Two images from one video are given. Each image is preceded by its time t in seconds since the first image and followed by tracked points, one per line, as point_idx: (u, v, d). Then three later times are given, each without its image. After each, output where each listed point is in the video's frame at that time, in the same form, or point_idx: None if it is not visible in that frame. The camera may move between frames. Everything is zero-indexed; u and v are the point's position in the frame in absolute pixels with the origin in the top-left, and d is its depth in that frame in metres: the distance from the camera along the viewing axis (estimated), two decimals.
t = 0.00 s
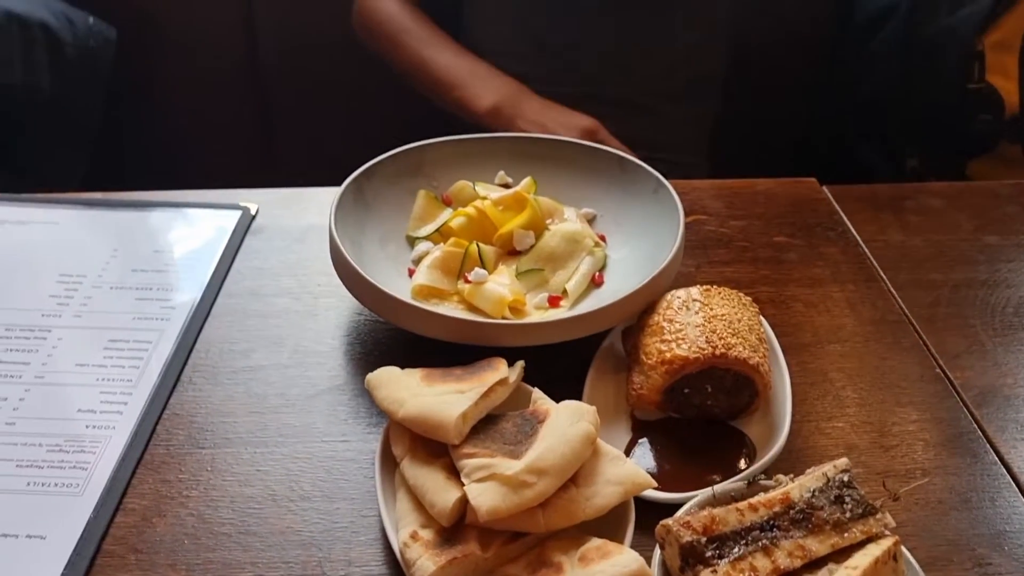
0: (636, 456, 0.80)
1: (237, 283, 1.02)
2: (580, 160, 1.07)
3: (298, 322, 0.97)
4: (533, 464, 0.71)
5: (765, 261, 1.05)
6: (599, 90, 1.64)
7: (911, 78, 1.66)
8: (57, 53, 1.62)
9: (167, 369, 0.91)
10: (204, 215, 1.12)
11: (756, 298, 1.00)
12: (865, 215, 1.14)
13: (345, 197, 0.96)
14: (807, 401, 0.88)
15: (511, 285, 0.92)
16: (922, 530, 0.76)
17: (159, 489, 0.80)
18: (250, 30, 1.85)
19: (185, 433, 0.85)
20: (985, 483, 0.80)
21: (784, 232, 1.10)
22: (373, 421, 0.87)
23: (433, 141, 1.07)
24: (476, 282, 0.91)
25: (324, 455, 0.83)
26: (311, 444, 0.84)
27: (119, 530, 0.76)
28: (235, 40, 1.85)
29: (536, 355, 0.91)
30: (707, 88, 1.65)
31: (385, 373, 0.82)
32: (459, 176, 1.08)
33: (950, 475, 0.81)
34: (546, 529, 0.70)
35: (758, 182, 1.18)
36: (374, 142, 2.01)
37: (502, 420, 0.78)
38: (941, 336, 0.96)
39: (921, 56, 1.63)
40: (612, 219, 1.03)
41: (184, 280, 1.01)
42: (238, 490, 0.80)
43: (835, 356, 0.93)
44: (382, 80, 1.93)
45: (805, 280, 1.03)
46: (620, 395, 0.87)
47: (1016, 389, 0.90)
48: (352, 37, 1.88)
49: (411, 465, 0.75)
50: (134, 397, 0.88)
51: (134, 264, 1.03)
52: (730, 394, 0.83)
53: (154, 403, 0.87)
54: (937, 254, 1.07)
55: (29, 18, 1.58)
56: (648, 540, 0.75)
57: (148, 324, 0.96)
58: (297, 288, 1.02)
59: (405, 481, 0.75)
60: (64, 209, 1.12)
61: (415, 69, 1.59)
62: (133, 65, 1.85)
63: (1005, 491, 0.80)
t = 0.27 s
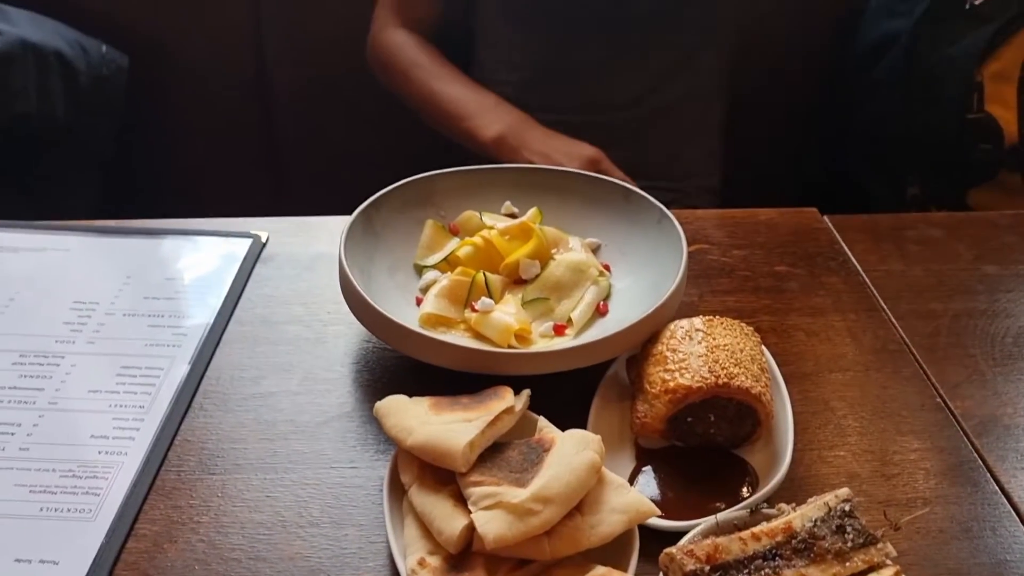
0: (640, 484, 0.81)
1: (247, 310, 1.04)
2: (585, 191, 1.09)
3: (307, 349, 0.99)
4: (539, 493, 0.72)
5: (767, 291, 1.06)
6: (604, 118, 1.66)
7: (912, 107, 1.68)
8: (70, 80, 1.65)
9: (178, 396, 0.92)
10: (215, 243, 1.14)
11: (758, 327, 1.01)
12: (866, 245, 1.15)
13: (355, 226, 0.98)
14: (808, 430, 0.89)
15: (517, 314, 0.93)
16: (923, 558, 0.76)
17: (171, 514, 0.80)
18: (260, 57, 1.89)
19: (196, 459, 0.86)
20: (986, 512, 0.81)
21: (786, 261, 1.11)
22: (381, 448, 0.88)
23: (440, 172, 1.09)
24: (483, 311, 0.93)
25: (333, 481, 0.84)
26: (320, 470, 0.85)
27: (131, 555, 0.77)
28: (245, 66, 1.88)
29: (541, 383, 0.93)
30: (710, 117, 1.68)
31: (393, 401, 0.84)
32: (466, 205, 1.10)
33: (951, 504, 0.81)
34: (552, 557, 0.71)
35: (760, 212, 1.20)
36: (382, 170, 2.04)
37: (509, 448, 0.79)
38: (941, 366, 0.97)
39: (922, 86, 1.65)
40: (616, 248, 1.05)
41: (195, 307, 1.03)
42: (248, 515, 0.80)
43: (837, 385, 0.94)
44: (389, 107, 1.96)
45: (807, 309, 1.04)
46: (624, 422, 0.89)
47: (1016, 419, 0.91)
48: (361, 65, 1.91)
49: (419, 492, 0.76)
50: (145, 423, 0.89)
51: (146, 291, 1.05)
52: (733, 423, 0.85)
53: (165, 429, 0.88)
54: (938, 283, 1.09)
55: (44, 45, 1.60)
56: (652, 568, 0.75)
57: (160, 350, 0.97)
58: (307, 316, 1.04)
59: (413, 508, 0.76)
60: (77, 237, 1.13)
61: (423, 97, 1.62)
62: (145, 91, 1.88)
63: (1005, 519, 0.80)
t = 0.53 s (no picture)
0: (646, 509, 0.81)
1: (256, 334, 1.05)
2: (591, 217, 1.10)
3: (315, 372, 1.00)
4: (546, 518, 0.72)
5: (771, 315, 1.07)
6: (609, 142, 1.68)
7: (915, 132, 1.69)
8: (82, 104, 1.68)
9: (188, 419, 0.93)
10: (225, 267, 1.15)
11: (763, 352, 1.02)
12: (870, 269, 1.16)
13: (363, 251, 1.00)
14: (813, 455, 0.90)
15: (524, 338, 0.94)
16: None
17: (180, 537, 0.81)
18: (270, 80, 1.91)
19: (205, 481, 0.86)
20: (990, 538, 0.81)
21: (790, 286, 1.12)
22: (388, 471, 0.88)
23: (449, 197, 1.10)
24: (490, 335, 0.93)
25: (341, 504, 0.85)
26: (328, 494, 0.86)
27: None
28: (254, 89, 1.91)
29: (547, 408, 0.93)
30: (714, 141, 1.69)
31: (401, 425, 0.84)
32: (473, 230, 1.11)
33: (955, 530, 0.81)
34: None
35: (764, 237, 1.21)
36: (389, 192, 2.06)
37: (515, 473, 0.80)
38: (945, 391, 0.98)
39: (924, 112, 1.66)
40: (622, 273, 1.06)
41: (205, 330, 1.04)
42: (257, 538, 0.81)
43: (841, 410, 0.95)
44: (397, 130, 1.98)
45: (811, 334, 1.05)
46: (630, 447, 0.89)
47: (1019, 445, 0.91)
48: (369, 88, 1.93)
49: (426, 516, 0.77)
50: (155, 445, 0.89)
51: (156, 314, 1.06)
52: (738, 448, 0.85)
53: (175, 451, 0.89)
54: (942, 308, 1.09)
55: (56, 71, 1.64)
56: None
57: (170, 373, 0.98)
58: (315, 339, 1.05)
59: (421, 531, 0.77)
60: (88, 260, 1.15)
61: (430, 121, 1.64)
62: (155, 113, 1.91)
63: (1009, 546, 0.80)
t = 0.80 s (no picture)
0: (647, 518, 0.81)
1: (259, 342, 1.05)
2: (593, 226, 1.11)
3: (318, 381, 1.00)
4: (547, 526, 0.72)
5: (773, 325, 1.07)
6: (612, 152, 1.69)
7: (918, 143, 1.69)
8: (88, 113, 1.69)
9: (190, 427, 0.93)
10: (228, 275, 1.16)
11: (764, 361, 1.02)
12: (871, 280, 1.17)
13: (366, 260, 1.00)
14: (814, 464, 0.90)
15: (526, 347, 0.94)
16: None
17: (181, 544, 0.81)
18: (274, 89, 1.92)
19: (207, 489, 0.87)
20: (992, 548, 0.81)
21: (792, 296, 1.12)
22: (390, 479, 0.89)
23: (451, 207, 1.11)
24: (491, 345, 0.94)
25: (343, 512, 0.85)
26: (330, 501, 0.86)
27: None
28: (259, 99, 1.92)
29: (549, 417, 0.93)
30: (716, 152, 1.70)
31: (403, 434, 0.84)
32: (476, 240, 1.11)
33: (957, 540, 0.81)
34: None
35: (765, 248, 1.22)
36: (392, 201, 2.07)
37: (517, 481, 0.80)
38: (946, 401, 0.98)
39: (927, 123, 1.67)
40: (623, 283, 1.06)
41: (208, 338, 1.05)
42: (258, 546, 0.81)
43: (842, 420, 0.95)
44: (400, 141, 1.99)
45: (812, 344, 1.05)
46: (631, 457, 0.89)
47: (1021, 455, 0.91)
48: (372, 99, 1.94)
49: (428, 524, 0.77)
50: (157, 453, 0.90)
51: (159, 322, 1.06)
52: (739, 457, 0.85)
53: (177, 459, 0.89)
54: (944, 319, 1.09)
55: (63, 81, 1.65)
56: None
57: (173, 381, 0.98)
58: (318, 347, 1.05)
59: (421, 539, 0.77)
60: (92, 268, 1.15)
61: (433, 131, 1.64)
62: (160, 122, 1.92)
63: (1011, 555, 0.80)
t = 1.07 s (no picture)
0: (646, 525, 0.81)
1: (259, 347, 1.05)
2: (594, 233, 1.11)
3: (317, 386, 1.00)
4: (546, 532, 0.72)
5: (773, 332, 1.07)
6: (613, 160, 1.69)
7: (919, 152, 1.69)
8: (91, 120, 1.70)
9: (189, 432, 0.93)
10: (229, 281, 1.16)
11: (764, 368, 1.02)
12: (871, 287, 1.16)
13: (366, 266, 1.00)
14: (814, 472, 0.89)
15: (526, 353, 0.94)
16: None
17: (179, 549, 0.81)
18: (277, 96, 1.93)
19: (205, 494, 0.87)
20: (992, 557, 0.80)
21: (792, 303, 1.12)
22: (388, 485, 0.88)
23: (451, 213, 1.11)
24: (491, 351, 0.94)
25: (341, 518, 0.85)
26: (328, 507, 0.86)
27: None
28: (261, 106, 1.93)
29: (548, 423, 0.93)
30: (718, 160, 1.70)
31: (402, 440, 0.84)
32: (476, 246, 1.11)
33: (957, 548, 0.81)
34: None
35: (766, 255, 1.22)
36: (394, 208, 2.07)
37: (515, 487, 0.80)
38: (946, 408, 0.97)
39: (929, 131, 1.67)
40: (623, 290, 1.06)
41: (208, 343, 1.05)
42: (256, 551, 0.81)
43: (842, 427, 0.95)
44: (402, 148, 1.99)
45: (812, 351, 1.05)
46: (630, 463, 0.89)
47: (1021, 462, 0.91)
48: (374, 106, 1.95)
49: (426, 530, 0.77)
50: (156, 458, 0.90)
51: (159, 327, 1.06)
52: (738, 464, 0.85)
53: (176, 464, 0.89)
54: (944, 326, 1.09)
55: (66, 88, 1.66)
56: None
57: (172, 386, 0.98)
58: (318, 353, 1.05)
59: (420, 545, 0.77)
60: (93, 273, 1.15)
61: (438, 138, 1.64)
62: (162, 129, 1.92)
63: (1011, 564, 0.80)
